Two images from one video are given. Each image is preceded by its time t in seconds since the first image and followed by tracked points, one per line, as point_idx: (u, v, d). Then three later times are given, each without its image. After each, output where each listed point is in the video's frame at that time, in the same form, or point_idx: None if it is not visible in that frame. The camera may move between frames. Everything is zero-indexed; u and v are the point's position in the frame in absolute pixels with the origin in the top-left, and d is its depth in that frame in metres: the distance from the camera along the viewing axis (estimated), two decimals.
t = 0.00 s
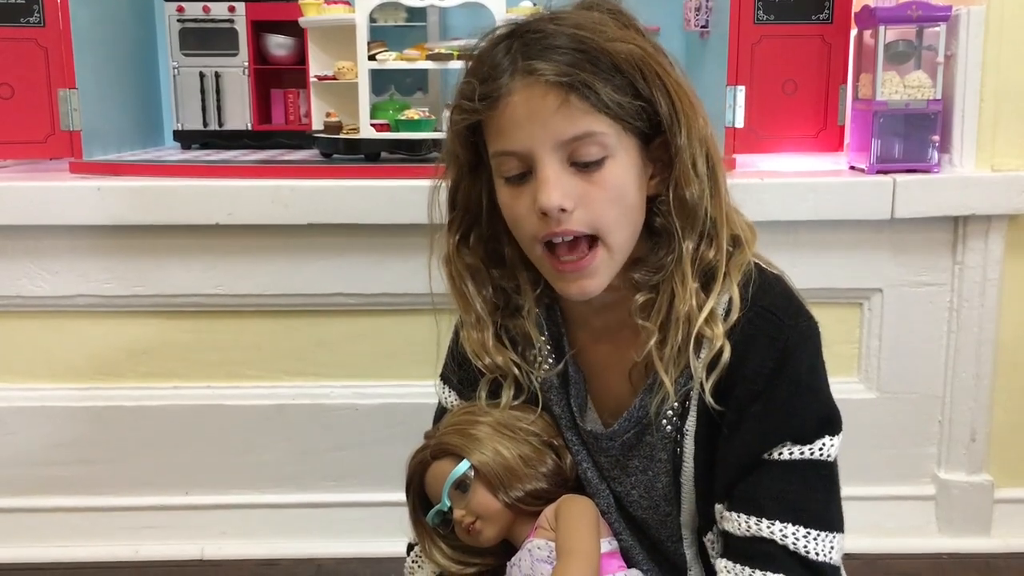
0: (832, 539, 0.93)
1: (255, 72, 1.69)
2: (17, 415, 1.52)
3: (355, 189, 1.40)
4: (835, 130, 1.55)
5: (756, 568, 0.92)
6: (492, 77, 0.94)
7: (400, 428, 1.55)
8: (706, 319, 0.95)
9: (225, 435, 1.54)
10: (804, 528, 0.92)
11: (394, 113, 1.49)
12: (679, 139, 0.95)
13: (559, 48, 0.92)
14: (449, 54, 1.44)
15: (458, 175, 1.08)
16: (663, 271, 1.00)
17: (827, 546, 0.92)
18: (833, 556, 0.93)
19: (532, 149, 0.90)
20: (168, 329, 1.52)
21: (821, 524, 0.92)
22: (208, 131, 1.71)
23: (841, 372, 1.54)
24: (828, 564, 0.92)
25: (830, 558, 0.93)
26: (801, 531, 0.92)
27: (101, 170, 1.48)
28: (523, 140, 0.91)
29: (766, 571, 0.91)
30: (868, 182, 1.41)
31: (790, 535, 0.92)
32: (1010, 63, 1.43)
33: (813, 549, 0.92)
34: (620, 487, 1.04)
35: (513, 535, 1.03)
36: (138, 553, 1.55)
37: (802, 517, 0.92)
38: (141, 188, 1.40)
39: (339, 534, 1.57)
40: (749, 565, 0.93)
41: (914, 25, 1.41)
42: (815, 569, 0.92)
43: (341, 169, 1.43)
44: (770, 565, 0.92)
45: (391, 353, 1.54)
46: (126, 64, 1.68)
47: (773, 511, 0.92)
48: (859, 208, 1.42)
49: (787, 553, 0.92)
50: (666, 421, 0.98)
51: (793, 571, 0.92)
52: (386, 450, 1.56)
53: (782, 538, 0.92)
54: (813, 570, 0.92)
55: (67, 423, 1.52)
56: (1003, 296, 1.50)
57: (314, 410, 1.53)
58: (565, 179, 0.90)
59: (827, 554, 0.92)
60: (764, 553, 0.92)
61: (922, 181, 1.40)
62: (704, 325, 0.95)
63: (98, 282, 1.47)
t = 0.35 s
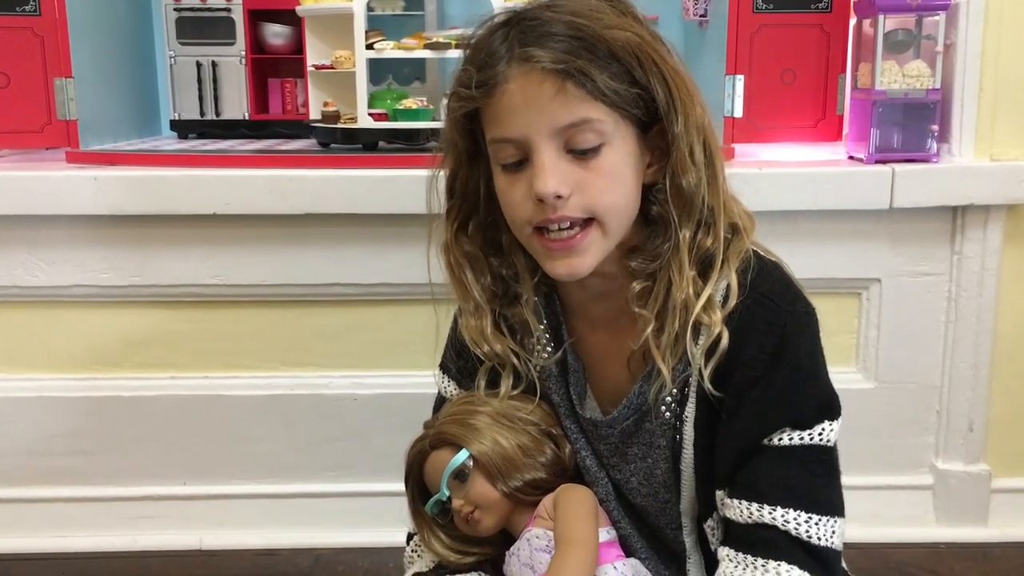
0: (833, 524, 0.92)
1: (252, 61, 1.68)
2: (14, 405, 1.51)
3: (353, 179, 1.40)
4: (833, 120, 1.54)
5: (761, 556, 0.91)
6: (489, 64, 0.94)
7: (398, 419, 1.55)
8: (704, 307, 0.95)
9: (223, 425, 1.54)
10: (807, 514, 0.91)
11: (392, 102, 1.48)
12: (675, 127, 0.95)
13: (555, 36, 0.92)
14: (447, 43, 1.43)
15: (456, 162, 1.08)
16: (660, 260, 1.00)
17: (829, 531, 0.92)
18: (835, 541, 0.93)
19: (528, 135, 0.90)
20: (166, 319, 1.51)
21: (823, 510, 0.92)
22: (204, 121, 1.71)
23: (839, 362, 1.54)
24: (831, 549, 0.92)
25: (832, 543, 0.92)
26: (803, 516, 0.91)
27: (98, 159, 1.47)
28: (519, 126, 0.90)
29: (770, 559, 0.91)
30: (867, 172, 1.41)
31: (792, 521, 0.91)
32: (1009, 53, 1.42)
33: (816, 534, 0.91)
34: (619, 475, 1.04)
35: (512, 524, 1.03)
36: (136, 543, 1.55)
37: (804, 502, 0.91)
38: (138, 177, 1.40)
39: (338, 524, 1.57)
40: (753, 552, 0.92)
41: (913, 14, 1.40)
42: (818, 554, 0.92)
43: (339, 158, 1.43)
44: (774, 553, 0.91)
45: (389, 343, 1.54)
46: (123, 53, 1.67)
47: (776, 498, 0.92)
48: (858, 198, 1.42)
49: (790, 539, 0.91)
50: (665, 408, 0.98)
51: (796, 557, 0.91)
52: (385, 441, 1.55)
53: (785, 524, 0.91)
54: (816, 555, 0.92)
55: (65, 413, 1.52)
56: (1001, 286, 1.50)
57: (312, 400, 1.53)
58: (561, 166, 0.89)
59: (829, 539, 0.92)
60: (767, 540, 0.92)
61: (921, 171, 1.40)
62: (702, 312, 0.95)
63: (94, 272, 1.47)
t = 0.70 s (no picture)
0: (828, 497, 0.91)
1: (243, 34, 1.66)
2: (8, 381, 1.51)
3: (346, 152, 1.39)
4: (830, 92, 1.55)
5: (753, 528, 0.90)
6: (480, 39, 0.92)
7: (393, 394, 1.54)
8: (699, 279, 0.93)
9: (218, 401, 1.53)
10: (800, 487, 0.90)
11: (385, 75, 1.47)
12: (672, 98, 0.94)
13: (548, 9, 0.90)
14: (441, 14, 1.42)
15: (449, 134, 1.06)
16: (656, 231, 0.99)
17: (823, 504, 0.90)
18: (829, 514, 0.91)
19: (521, 112, 0.89)
20: (159, 294, 1.50)
21: (817, 483, 0.90)
22: (196, 95, 1.70)
23: (836, 335, 1.54)
24: (824, 522, 0.90)
25: (826, 516, 0.91)
26: (796, 490, 0.90)
27: (89, 134, 1.46)
28: (511, 102, 0.89)
29: (763, 531, 0.90)
30: (863, 143, 1.40)
31: (786, 494, 0.90)
32: (1009, 21, 1.41)
33: (810, 507, 0.90)
34: (615, 448, 1.03)
35: (508, 496, 1.03)
36: (132, 519, 1.55)
37: (798, 475, 0.90)
38: (129, 151, 1.38)
39: (334, 500, 1.57)
40: (746, 524, 0.91)
41: None
42: (811, 528, 0.90)
43: (331, 131, 1.41)
44: (768, 525, 0.90)
45: (384, 318, 1.53)
46: (115, 25, 1.65)
47: (769, 471, 0.90)
48: (855, 170, 1.41)
49: (783, 512, 0.90)
50: (660, 380, 0.98)
51: (789, 530, 0.90)
52: (380, 417, 1.55)
53: (779, 497, 0.90)
54: (809, 529, 0.90)
55: (59, 389, 1.51)
56: (999, 257, 1.49)
57: (307, 375, 1.52)
58: (554, 142, 0.88)
59: (823, 512, 0.91)
60: (760, 512, 0.90)
61: (919, 142, 1.39)
62: (697, 285, 0.93)
63: (86, 247, 1.46)
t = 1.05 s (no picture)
0: (837, 447, 0.86)
1: None
2: None
3: (341, 104, 1.35)
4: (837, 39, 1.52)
5: (760, 478, 0.85)
6: None
7: (392, 352, 1.51)
8: (706, 225, 0.90)
9: (214, 362, 1.51)
10: (808, 435, 0.85)
11: (380, 25, 1.43)
12: (682, 34, 0.91)
13: None
14: None
15: (450, 73, 1.04)
16: (663, 173, 0.95)
17: (831, 454, 0.85)
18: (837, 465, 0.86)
19: (526, 48, 0.86)
20: (152, 253, 1.47)
21: (826, 431, 0.85)
22: (187, 51, 1.65)
23: (842, 288, 1.52)
24: (832, 473, 0.85)
25: (835, 467, 0.85)
26: (804, 438, 0.85)
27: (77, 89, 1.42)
28: (516, 38, 0.86)
29: (771, 480, 0.84)
30: (870, 90, 1.37)
31: (793, 443, 0.85)
32: None
33: (817, 457, 0.85)
34: (620, 399, 1.00)
35: (512, 449, 1.01)
36: (129, 481, 1.52)
37: (806, 423, 0.85)
38: (118, 105, 1.35)
39: (333, 460, 1.55)
40: (752, 475, 0.86)
41: None
42: (820, 479, 0.85)
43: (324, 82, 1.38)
44: (775, 475, 0.85)
45: (382, 275, 1.50)
46: None
47: (776, 419, 0.85)
48: (862, 117, 1.38)
49: (791, 462, 0.85)
50: (666, 329, 0.94)
51: (797, 480, 0.84)
52: (379, 376, 1.52)
53: (786, 446, 0.85)
54: (818, 480, 0.85)
55: (54, 351, 1.49)
56: (1007, 206, 1.46)
57: (304, 334, 1.50)
58: (561, 79, 0.85)
59: (831, 462, 0.85)
60: (767, 461, 0.85)
61: (926, 88, 1.36)
62: (704, 230, 0.90)
63: (76, 205, 1.43)
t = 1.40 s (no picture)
0: (857, 371, 0.79)
1: None
2: None
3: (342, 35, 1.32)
4: None
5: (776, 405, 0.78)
6: None
7: (396, 293, 1.49)
8: (709, 151, 0.84)
9: (218, 302, 1.48)
10: (827, 360, 0.78)
11: None
12: None
13: None
14: None
15: None
16: (665, 98, 0.90)
17: (852, 378, 0.79)
18: (857, 389, 0.79)
19: None
20: (149, 191, 1.44)
21: (845, 355, 0.79)
22: None
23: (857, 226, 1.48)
24: (852, 397, 0.79)
25: (856, 392, 0.79)
26: (823, 363, 0.78)
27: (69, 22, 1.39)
28: None
29: (790, 407, 0.78)
30: (888, 17, 1.33)
31: (811, 369, 0.78)
32: None
33: (836, 382, 0.78)
34: (626, 330, 0.96)
35: (519, 376, 0.97)
36: (130, 424, 1.50)
37: (824, 346, 0.79)
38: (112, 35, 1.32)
39: (337, 403, 1.52)
40: (769, 403, 0.79)
41: None
42: (840, 405, 0.78)
43: (326, 13, 1.35)
44: (793, 402, 0.78)
45: (386, 214, 1.47)
46: None
47: (792, 343, 0.79)
48: (878, 47, 1.34)
49: (810, 388, 0.78)
50: (671, 256, 0.89)
51: (817, 406, 0.77)
52: (384, 316, 1.50)
53: (804, 372, 0.78)
54: (838, 407, 0.78)
55: (53, 291, 1.46)
56: None
57: (306, 275, 1.47)
58: None
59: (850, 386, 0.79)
60: (784, 388, 0.78)
61: (945, 15, 1.32)
62: (707, 156, 0.84)
63: (71, 141, 1.40)
